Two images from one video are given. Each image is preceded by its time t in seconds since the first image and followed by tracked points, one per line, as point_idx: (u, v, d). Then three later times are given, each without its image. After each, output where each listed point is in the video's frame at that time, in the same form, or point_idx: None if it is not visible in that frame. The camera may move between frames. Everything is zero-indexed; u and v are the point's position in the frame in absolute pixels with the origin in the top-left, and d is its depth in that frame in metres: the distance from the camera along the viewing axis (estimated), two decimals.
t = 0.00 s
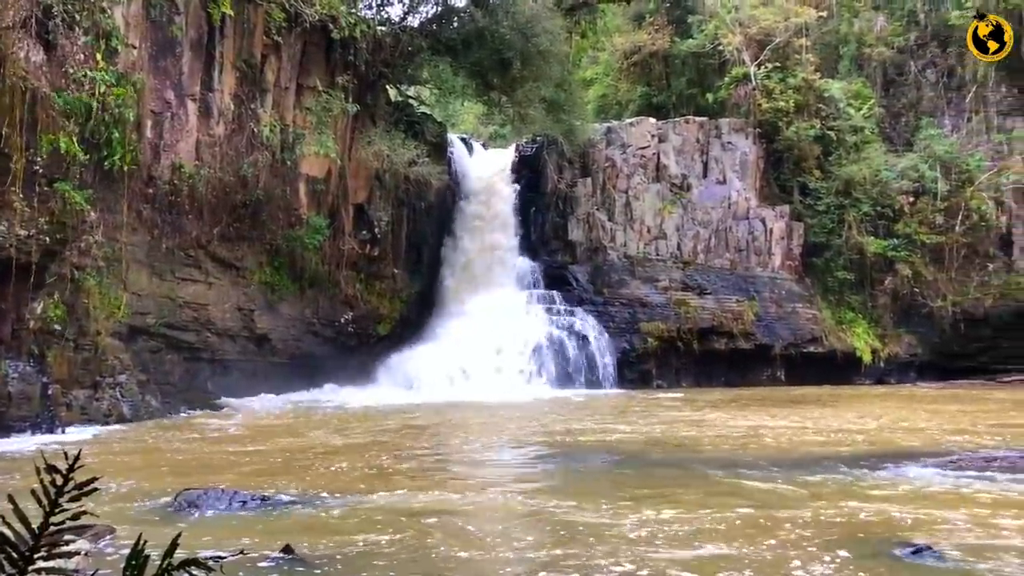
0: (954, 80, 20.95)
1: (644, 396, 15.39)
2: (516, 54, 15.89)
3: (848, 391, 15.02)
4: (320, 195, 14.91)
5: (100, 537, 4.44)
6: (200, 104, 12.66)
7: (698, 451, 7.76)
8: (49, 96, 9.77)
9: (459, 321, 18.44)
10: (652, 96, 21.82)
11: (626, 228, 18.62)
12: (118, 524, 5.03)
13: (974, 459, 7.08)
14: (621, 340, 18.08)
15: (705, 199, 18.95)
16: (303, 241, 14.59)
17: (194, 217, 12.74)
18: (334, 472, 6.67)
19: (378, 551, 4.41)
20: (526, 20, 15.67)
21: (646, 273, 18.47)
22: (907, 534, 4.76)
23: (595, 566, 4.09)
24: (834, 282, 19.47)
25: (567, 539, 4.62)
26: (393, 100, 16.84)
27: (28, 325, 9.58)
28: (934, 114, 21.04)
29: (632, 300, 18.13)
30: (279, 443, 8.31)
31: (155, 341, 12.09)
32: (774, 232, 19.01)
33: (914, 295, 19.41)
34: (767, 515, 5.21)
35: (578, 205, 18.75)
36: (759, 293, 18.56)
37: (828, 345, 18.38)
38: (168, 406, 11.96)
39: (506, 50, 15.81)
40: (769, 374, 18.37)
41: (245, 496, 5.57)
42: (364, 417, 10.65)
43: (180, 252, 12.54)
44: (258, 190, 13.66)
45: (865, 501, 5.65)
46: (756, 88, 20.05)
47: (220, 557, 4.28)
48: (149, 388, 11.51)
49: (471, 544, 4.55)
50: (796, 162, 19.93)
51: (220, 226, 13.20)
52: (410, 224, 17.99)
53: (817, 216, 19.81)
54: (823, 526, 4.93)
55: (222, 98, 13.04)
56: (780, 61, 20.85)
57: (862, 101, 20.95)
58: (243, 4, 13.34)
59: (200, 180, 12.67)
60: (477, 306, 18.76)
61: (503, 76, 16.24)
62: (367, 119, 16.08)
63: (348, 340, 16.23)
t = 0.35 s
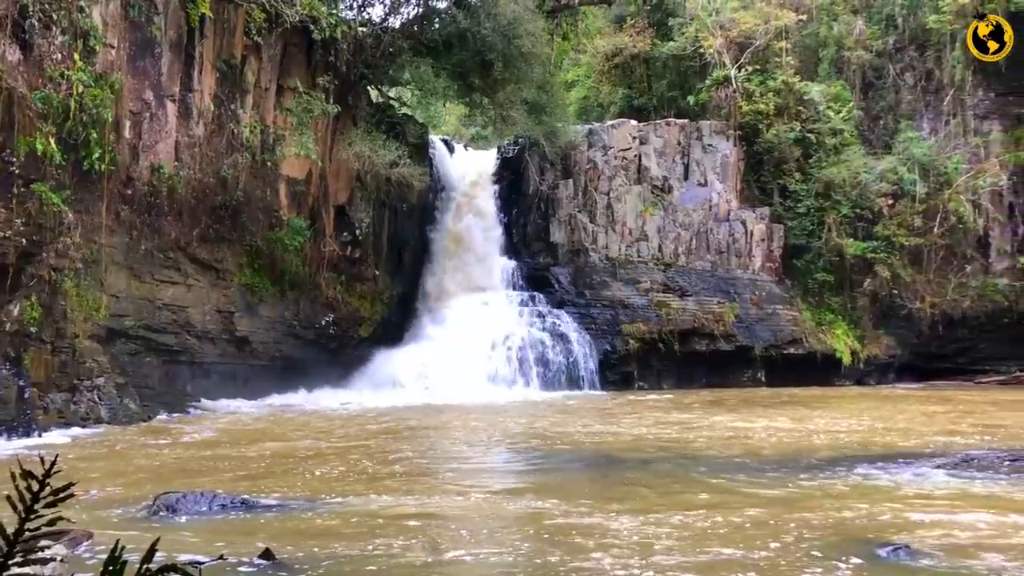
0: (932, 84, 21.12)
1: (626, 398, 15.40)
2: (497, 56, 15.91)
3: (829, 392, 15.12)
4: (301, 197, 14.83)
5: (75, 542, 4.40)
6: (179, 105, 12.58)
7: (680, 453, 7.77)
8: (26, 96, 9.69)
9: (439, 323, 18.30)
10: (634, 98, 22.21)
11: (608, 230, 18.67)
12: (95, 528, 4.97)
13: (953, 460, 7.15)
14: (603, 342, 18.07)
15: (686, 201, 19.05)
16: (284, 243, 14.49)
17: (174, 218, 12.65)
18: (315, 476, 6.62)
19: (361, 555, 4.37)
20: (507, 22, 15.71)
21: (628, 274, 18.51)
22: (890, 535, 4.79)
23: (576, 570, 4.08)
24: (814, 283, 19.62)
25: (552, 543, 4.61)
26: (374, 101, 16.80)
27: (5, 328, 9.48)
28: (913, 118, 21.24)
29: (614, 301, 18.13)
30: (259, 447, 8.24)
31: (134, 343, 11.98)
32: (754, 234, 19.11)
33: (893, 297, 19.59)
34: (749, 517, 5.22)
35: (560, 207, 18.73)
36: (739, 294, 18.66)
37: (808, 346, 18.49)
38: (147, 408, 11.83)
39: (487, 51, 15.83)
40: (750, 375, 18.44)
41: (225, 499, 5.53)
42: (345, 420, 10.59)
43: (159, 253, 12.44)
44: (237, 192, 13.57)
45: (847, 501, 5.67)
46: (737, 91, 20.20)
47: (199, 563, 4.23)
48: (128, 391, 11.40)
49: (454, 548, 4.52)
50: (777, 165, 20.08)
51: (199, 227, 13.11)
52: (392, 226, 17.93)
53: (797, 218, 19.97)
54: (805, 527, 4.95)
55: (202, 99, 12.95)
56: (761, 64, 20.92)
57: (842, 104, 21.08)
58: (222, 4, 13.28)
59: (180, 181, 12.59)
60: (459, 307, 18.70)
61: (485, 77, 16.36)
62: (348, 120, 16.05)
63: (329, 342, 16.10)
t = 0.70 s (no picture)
0: (912, 84, 21.19)
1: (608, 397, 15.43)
2: (480, 55, 15.91)
3: (810, 391, 15.23)
4: (282, 196, 14.75)
5: (54, 543, 4.34)
6: (160, 103, 12.48)
7: (662, 451, 7.81)
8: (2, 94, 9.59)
9: (422, 323, 18.24)
10: (616, 98, 22.27)
11: (591, 229, 18.70)
12: (76, 529, 4.93)
13: (934, 458, 7.21)
14: (586, 341, 18.09)
15: (669, 201, 19.12)
16: (266, 242, 14.40)
17: (154, 217, 12.56)
18: (299, 477, 6.60)
19: (345, 555, 4.36)
20: (490, 21, 15.70)
21: (611, 274, 18.55)
22: (872, 532, 4.83)
23: (559, 570, 4.09)
24: (795, 282, 19.77)
25: (536, 542, 4.62)
26: (356, 100, 16.74)
27: None
28: (893, 118, 21.31)
29: (597, 300, 18.17)
30: (240, 448, 8.20)
31: (114, 343, 11.87)
32: (736, 233, 19.22)
33: (874, 296, 19.74)
34: (733, 515, 5.25)
35: (543, 206, 18.76)
36: (721, 294, 18.75)
37: (790, 345, 18.61)
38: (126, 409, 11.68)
39: (470, 50, 15.81)
40: (732, 374, 18.52)
41: (207, 499, 5.50)
42: (328, 420, 10.55)
43: (141, 253, 12.35)
44: (219, 191, 13.50)
45: (832, 499, 5.71)
46: (719, 91, 20.32)
47: (180, 563, 4.20)
48: (108, 391, 11.30)
49: (437, 547, 4.52)
50: (758, 165, 20.24)
51: (180, 226, 13.01)
52: (375, 225, 17.87)
53: (778, 218, 20.13)
54: (788, 525, 4.98)
55: (183, 97, 12.87)
56: (742, 63, 21.05)
57: (824, 104, 21.23)
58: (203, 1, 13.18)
59: (160, 180, 12.51)
60: (442, 306, 18.65)
61: (468, 76, 16.34)
62: (331, 119, 15.98)
63: (311, 342, 16.01)
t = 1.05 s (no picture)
0: (892, 85, 21.38)
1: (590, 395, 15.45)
2: (463, 53, 15.87)
3: (791, 390, 15.30)
4: (264, 192, 14.66)
5: (30, 542, 4.29)
6: (141, 98, 12.40)
7: (645, 449, 7.81)
8: None
9: (404, 320, 18.15)
10: (599, 96, 22.29)
11: (573, 228, 18.71)
12: (52, 527, 4.87)
13: (915, 456, 7.24)
14: (568, 339, 18.09)
15: (651, 200, 19.16)
16: (247, 239, 14.31)
17: (135, 213, 12.46)
18: (279, 474, 6.54)
19: (325, 553, 4.32)
20: (474, 18, 15.71)
21: (593, 272, 18.57)
22: (854, 529, 4.84)
23: (540, 568, 4.08)
24: (776, 281, 19.87)
25: (518, 540, 4.59)
26: (339, 97, 16.68)
27: None
28: (874, 119, 21.48)
29: (580, 299, 18.18)
30: (219, 446, 8.13)
31: (92, 340, 11.76)
32: (718, 232, 19.31)
33: (854, 295, 19.86)
34: (714, 513, 5.25)
35: (526, 203, 18.74)
36: (703, 292, 18.82)
37: (771, 344, 18.71)
38: (106, 405, 11.68)
39: (454, 47, 15.80)
40: (713, 372, 18.58)
41: (185, 497, 5.44)
42: (309, 418, 10.48)
43: (120, 249, 12.25)
44: (200, 186, 13.40)
45: (813, 497, 5.73)
46: (702, 90, 20.43)
47: (158, 560, 4.16)
48: (85, 388, 11.19)
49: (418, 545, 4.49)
50: (740, 164, 20.35)
51: (160, 221, 12.92)
52: (356, 222, 17.79)
53: (760, 218, 20.23)
54: (769, 523, 4.99)
55: (163, 91, 12.77)
56: (725, 63, 21.17)
57: (806, 104, 21.37)
58: None
59: (140, 176, 12.42)
60: (424, 304, 18.59)
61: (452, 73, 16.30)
62: (314, 116, 15.92)
63: (292, 340, 15.91)
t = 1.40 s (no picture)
0: (873, 88, 21.59)
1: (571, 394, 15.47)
2: (446, 51, 15.88)
3: (771, 389, 15.40)
4: (245, 188, 14.57)
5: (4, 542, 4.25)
6: (121, 93, 12.30)
7: (626, 448, 7.84)
8: None
9: (386, 317, 18.08)
10: (583, 96, 22.33)
11: (556, 227, 18.71)
12: (28, 527, 4.83)
13: (894, 457, 7.30)
14: (550, 339, 18.11)
15: (633, 200, 19.20)
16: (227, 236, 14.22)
17: (114, 209, 12.37)
18: (256, 474, 6.51)
19: (304, 552, 4.30)
20: (458, 16, 15.71)
21: (575, 271, 18.59)
22: (833, 529, 4.87)
23: (521, 567, 4.08)
24: (757, 282, 19.99)
25: (500, 539, 4.59)
26: (322, 94, 16.61)
27: None
28: (854, 120, 21.67)
29: (562, 298, 18.20)
30: (198, 444, 8.08)
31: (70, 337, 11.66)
32: (699, 233, 19.39)
33: (833, 296, 20.02)
34: (695, 513, 5.27)
35: (508, 202, 18.70)
36: (684, 293, 18.89)
37: (751, 344, 18.81)
38: (84, 403, 11.56)
39: (437, 45, 15.80)
40: (694, 372, 18.65)
41: (163, 495, 5.40)
42: (290, 417, 10.42)
43: (99, 245, 12.15)
44: (181, 183, 13.32)
45: (792, 496, 5.77)
46: (684, 91, 20.53)
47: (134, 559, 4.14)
48: (62, 385, 11.11)
49: (400, 544, 4.49)
50: (722, 165, 20.46)
51: (140, 218, 12.82)
52: (338, 220, 17.71)
53: (741, 219, 20.33)
54: (748, 522, 5.01)
55: (144, 87, 12.68)
56: (708, 64, 21.28)
57: (787, 106, 21.50)
58: None
59: (120, 172, 12.32)
60: (406, 302, 18.53)
61: (435, 71, 16.29)
62: (296, 112, 15.82)
63: (273, 337, 15.81)
